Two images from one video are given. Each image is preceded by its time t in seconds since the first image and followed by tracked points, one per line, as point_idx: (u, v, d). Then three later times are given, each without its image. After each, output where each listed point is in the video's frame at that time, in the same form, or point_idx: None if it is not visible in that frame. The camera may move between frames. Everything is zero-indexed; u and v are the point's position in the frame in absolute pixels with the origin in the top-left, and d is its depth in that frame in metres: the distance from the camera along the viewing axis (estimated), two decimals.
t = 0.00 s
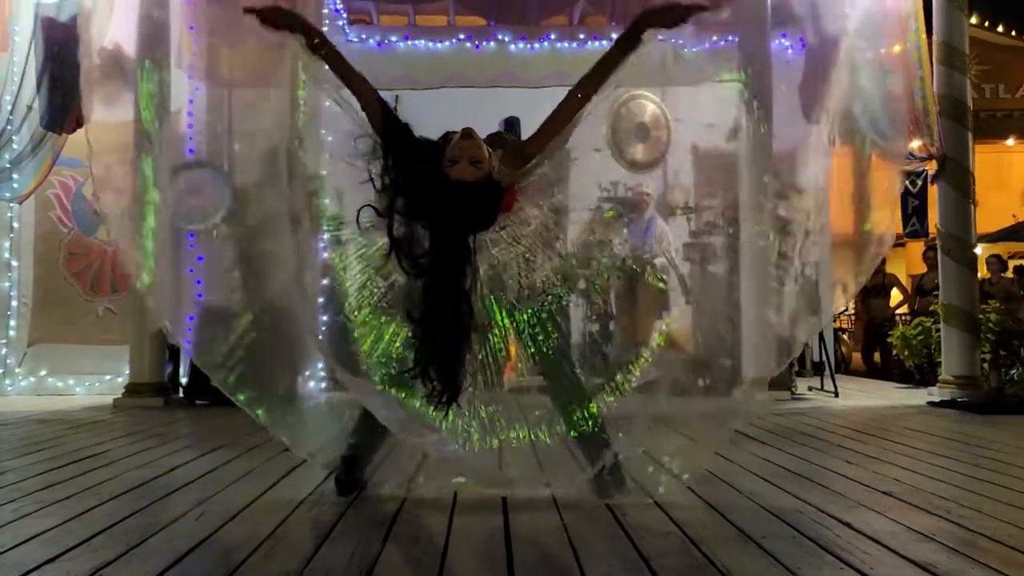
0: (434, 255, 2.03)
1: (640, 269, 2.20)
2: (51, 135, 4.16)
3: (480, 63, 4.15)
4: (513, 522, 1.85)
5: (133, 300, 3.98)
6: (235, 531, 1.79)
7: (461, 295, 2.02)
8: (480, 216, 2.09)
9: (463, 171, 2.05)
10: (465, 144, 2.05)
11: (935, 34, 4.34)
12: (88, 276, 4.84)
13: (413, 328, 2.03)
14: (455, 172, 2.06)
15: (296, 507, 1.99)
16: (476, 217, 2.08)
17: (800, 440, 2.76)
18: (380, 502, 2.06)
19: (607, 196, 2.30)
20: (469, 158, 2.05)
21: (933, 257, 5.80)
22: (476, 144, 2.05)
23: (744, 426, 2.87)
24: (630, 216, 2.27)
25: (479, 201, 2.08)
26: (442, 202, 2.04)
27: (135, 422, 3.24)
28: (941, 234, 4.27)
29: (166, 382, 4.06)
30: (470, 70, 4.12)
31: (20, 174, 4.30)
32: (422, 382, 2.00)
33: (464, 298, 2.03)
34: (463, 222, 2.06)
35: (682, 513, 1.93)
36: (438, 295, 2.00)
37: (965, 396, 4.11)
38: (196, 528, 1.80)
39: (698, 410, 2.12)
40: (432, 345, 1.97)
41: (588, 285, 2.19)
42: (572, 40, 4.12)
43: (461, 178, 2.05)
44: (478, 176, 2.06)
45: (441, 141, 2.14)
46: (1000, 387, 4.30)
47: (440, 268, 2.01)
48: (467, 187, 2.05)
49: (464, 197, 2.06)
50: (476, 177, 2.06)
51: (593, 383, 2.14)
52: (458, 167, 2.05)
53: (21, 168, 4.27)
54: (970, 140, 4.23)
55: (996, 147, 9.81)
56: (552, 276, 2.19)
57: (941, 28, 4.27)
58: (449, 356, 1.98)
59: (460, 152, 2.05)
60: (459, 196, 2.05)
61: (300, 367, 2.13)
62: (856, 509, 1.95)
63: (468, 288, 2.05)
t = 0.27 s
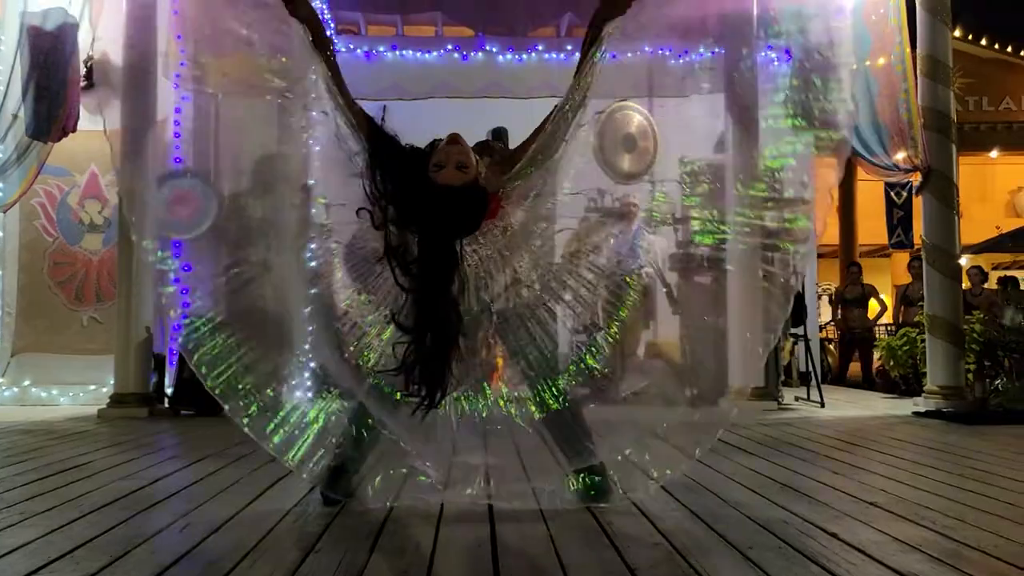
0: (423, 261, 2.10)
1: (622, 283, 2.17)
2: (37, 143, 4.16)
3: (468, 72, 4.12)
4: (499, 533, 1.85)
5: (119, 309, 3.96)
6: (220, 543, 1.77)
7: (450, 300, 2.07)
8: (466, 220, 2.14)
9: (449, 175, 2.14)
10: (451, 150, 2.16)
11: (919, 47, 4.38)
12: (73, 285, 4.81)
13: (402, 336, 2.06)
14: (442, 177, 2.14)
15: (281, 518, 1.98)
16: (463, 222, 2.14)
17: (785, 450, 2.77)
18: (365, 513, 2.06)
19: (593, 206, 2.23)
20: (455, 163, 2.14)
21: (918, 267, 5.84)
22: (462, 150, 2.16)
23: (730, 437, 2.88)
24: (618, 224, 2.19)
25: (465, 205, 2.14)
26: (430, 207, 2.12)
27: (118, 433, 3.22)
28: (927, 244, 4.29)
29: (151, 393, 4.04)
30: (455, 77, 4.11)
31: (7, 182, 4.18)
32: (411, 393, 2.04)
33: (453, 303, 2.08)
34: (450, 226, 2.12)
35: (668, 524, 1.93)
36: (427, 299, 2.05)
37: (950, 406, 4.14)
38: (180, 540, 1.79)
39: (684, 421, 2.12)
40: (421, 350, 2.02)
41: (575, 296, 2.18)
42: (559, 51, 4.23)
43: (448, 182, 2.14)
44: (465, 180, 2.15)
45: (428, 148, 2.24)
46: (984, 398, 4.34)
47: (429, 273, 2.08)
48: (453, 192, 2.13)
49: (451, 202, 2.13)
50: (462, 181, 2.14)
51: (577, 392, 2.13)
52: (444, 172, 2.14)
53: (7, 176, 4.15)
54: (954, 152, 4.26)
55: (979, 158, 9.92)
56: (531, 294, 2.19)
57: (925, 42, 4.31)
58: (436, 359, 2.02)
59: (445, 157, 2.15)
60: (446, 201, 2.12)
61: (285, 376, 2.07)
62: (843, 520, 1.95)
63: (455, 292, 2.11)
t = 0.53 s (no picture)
0: (417, 267, 2.20)
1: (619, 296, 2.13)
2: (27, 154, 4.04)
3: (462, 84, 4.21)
4: (492, 545, 1.84)
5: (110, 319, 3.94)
6: (211, 555, 1.76)
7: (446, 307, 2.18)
8: (458, 229, 2.26)
9: (441, 185, 2.27)
10: (442, 161, 2.29)
11: (908, 58, 4.39)
12: (63, 296, 4.79)
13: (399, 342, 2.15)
14: (435, 187, 2.26)
15: (272, 531, 1.97)
16: (454, 231, 2.26)
17: (777, 461, 2.77)
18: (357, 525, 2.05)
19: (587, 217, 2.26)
20: (447, 173, 2.28)
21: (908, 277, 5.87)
22: (454, 161, 2.30)
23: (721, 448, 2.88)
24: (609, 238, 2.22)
25: (458, 214, 2.27)
26: (424, 215, 2.22)
27: (108, 445, 3.20)
28: (917, 255, 4.31)
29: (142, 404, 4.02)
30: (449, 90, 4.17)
31: None
32: (405, 397, 2.12)
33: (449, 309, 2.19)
34: (443, 235, 2.24)
35: (661, 534, 1.92)
36: (425, 307, 2.15)
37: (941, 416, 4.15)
38: (171, 553, 1.78)
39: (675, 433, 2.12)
40: (420, 357, 2.12)
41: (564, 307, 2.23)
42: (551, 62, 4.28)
43: (441, 192, 2.27)
44: (456, 190, 2.28)
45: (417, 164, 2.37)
46: (975, 408, 4.35)
47: (426, 281, 2.18)
48: (446, 201, 2.25)
49: (444, 210, 2.25)
50: (454, 191, 2.28)
51: (568, 403, 2.16)
52: (437, 182, 2.26)
53: None
54: (944, 163, 4.29)
55: (968, 170, 10.02)
56: (525, 305, 2.29)
57: (914, 52, 4.33)
58: (436, 363, 2.12)
59: (438, 168, 2.28)
60: (440, 210, 2.24)
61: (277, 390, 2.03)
62: (836, 530, 1.95)
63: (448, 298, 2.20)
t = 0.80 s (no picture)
0: (428, 278, 2.07)
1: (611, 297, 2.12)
2: (21, 158, 4.05)
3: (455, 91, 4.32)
4: (486, 549, 1.84)
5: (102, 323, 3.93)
6: (203, 561, 1.75)
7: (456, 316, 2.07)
8: (474, 237, 2.13)
9: (458, 189, 2.12)
10: (459, 162, 2.13)
11: (900, 63, 4.44)
12: (55, 300, 4.77)
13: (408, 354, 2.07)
14: (450, 190, 2.12)
15: (265, 536, 1.96)
16: (469, 238, 2.13)
17: (771, 465, 2.78)
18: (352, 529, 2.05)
19: (579, 222, 2.28)
20: (464, 176, 2.12)
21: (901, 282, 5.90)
22: (471, 163, 2.14)
23: (716, 453, 2.88)
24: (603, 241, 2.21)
25: (473, 219, 2.13)
26: (438, 222, 2.11)
27: (100, 450, 3.19)
28: (910, 259, 4.32)
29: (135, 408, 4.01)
30: (445, 96, 4.30)
31: None
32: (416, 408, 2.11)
33: (459, 319, 2.08)
34: (457, 243, 2.12)
35: (655, 538, 1.93)
36: (434, 317, 2.05)
37: (934, 420, 4.16)
38: (163, 559, 1.77)
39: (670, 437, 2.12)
40: (428, 369, 2.02)
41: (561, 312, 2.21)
42: (545, 67, 4.47)
43: (457, 195, 2.12)
44: (473, 195, 2.13)
45: (430, 166, 2.21)
46: (968, 412, 4.36)
47: (437, 289, 2.07)
48: (462, 207, 2.12)
49: (459, 216, 2.12)
50: (470, 195, 2.13)
51: (564, 408, 2.12)
52: (453, 185, 2.12)
53: None
54: (937, 167, 4.31)
55: (960, 175, 10.07)
56: (522, 310, 2.20)
57: (906, 57, 4.37)
58: (440, 375, 2.03)
59: (453, 170, 2.12)
60: (455, 217, 2.12)
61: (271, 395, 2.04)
62: (830, 534, 1.96)
63: (461, 310, 2.10)
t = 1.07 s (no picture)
0: (453, 284, 2.08)
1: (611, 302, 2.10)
2: (20, 161, 4.05)
3: (453, 96, 3.74)
4: (484, 552, 1.84)
5: (101, 327, 3.93)
6: (201, 565, 1.75)
7: (480, 320, 2.08)
8: (495, 240, 2.14)
9: (476, 193, 2.10)
10: (478, 166, 2.11)
11: (898, 67, 4.45)
12: (54, 304, 4.77)
13: (434, 357, 2.08)
14: (469, 194, 2.11)
15: (264, 540, 1.96)
16: (489, 240, 2.13)
17: (770, 468, 2.78)
18: (351, 532, 2.05)
19: (579, 225, 2.22)
20: (482, 179, 2.11)
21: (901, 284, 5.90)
22: (490, 167, 2.11)
23: (715, 456, 2.89)
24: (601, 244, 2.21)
25: (492, 222, 2.13)
26: (458, 226, 2.10)
27: (99, 453, 3.19)
28: (910, 262, 4.33)
29: (133, 412, 4.01)
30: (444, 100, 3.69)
31: None
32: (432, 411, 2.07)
33: (482, 322, 2.09)
34: (479, 247, 2.12)
35: (654, 542, 1.93)
36: (460, 322, 2.06)
37: (933, 423, 4.16)
38: (162, 562, 1.77)
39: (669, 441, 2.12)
40: (450, 374, 2.03)
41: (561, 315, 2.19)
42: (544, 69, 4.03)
43: (475, 200, 2.11)
44: (490, 198, 2.13)
45: (447, 166, 2.18)
46: (967, 415, 4.36)
47: (459, 294, 2.08)
48: (480, 211, 2.11)
49: (478, 219, 2.11)
50: (488, 199, 2.12)
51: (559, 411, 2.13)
52: (472, 189, 2.10)
53: None
54: (936, 170, 4.32)
55: (958, 177, 10.08)
56: (520, 309, 2.18)
57: (904, 60, 4.38)
58: (465, 381, 2.04)
59: (472, 173, 2.10)
60: (473, 220, 2.11)
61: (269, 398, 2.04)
62: (829, 537, 1.96)
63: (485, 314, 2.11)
